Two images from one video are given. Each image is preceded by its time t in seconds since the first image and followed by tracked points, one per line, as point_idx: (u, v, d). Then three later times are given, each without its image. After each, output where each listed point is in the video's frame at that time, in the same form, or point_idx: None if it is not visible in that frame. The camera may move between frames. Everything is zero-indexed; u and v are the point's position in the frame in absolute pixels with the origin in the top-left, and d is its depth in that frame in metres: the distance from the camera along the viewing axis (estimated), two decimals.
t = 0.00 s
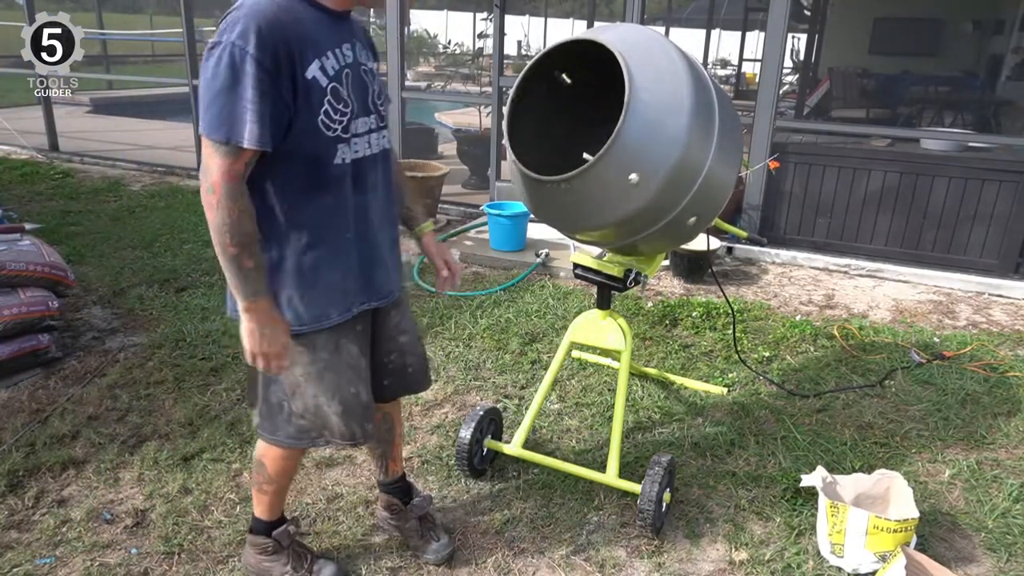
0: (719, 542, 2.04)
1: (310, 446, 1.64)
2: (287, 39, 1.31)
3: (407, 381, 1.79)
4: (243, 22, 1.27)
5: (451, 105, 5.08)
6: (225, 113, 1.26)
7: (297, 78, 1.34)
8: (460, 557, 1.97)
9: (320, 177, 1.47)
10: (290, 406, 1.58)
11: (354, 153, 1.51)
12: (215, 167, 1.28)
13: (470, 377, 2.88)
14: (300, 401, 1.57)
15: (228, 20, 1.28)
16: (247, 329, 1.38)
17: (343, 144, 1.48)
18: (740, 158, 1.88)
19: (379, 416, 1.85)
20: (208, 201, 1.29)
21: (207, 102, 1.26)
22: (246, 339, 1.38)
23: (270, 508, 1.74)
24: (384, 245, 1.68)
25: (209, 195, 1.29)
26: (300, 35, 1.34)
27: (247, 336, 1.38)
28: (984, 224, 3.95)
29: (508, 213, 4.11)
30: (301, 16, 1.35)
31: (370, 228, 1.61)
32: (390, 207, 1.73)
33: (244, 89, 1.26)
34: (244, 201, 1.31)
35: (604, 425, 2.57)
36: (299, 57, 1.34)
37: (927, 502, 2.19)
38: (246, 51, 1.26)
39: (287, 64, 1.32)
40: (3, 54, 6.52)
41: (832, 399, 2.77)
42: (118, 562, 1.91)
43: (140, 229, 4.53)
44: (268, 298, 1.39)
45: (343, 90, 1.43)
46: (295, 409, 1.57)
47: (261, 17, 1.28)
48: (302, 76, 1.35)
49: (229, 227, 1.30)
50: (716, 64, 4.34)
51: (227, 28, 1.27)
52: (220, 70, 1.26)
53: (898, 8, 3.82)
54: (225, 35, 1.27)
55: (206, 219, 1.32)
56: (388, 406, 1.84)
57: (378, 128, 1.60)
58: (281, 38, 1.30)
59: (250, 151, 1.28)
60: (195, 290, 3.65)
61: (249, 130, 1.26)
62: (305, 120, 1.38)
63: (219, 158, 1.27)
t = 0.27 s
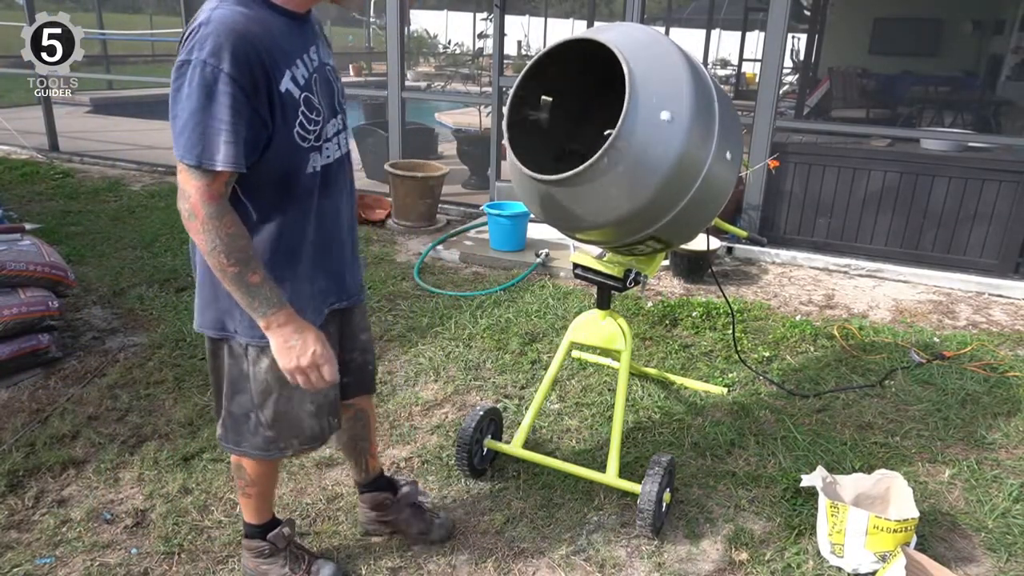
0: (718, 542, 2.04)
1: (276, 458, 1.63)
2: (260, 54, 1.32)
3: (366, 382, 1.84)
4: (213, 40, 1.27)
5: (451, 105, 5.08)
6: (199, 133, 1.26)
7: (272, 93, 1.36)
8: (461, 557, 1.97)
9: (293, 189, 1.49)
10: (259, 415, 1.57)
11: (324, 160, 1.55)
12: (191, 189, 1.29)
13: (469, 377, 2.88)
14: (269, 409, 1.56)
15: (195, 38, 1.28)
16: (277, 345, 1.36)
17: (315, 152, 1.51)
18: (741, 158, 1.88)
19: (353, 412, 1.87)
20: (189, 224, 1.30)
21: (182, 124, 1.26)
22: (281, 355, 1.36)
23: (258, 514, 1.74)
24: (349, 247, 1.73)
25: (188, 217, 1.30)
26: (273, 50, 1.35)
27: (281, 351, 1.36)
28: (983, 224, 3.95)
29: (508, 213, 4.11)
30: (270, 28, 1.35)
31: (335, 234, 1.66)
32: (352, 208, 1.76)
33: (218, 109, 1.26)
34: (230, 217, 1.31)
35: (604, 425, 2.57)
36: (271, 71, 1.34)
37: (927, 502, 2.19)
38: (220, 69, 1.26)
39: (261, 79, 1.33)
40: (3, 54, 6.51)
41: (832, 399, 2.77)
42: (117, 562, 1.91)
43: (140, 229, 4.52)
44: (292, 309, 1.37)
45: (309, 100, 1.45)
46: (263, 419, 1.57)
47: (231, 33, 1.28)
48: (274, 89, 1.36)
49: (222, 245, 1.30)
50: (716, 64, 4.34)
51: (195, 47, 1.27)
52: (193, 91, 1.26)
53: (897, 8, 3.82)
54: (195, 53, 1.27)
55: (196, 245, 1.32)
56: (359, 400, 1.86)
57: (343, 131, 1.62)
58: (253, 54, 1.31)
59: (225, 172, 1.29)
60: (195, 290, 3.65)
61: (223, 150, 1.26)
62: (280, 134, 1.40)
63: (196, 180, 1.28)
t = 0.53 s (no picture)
0: (718, 542, 2.04)
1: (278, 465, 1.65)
2: (270, 61, 1.32)
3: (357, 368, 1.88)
4: (223, 48, 1.27)
5: (451, 105, 5.08)
6: (212, 142, 1.26)
7: (279, 99, 1.36)
8: (461, 557, 1.97)
9: (293, 191, 1.51)
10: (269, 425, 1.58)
11: (319, 162, 1.57)
12: (201, 198, 1.29)
13: (469, 377, 2.88)
14: (280, 416, 1.58)
15: (204, 45, 1.27)
16: (225, 370, 1.39)
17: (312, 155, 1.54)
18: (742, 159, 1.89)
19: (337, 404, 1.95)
20: (194, 233, 1.30)
21: (195, 134, 1.26)
22: (223, 381, 1.40)
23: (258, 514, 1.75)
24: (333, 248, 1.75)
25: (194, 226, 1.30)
26: (279, 55, 1.35)
27: (226, 379, 1.40)
28: (983, 224, 3.95)
29: (508, 213, 4.11)
30: (274, 34, 1.36)
31: (323, 233, 1.69)
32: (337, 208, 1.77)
33: (234, 118, 1.27)
34: (235, 234, 1.32)
35: (604, 425, 2.57)
36: (278, 77, 1.35)
37: (927, 502, 2.19)
38: (235, 78, 1.27)
39: (270, 86, 1.33)
40: (2, 54, 6.51)
41: (832, 400, 2.77)
42: (118, 562, 1.91)
43: (141, 229, 4.52)
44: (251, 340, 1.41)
45: (306, 104, 1.46)
46: (273, 429, 1.59)
47: (241, 41, 1.28)
48: (281, 94, 1.36)
49: (220, 264, 1.31)
50: (716, 64, 4.34)
51: (205, 54, 1.27)
52: (207, 100, 1.26)
53: (898, 8, 3.82)
54: (206, 61, 1.26)
55: (193, 254, 1.32)
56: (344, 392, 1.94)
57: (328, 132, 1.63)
58: (262, 61, 1.31)
59: (238, 181, 1.29)
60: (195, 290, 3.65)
61: (242, 160, 1.27)
62: (285, 138, 1.42)
63: (207, 190, 1.28)
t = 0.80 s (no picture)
0: (718, 542, 2.04)
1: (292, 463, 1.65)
2: (280, 58, 1.33)
3: (342, 366, 1.89)
4: (235, 45, 1.26)
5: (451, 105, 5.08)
6: (226, 139, 1.26)
7: (287, 95, 1.36)
8: (461, 557, 1.97)
9: (301, 189, 1.50)
10: (285, 421, 1.59)
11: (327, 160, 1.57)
12: (213, 194, 1.29)
13: (469, 377, 2.88)
14: (296, 413, 1.59)
15: (216, 41, 1.27)
16: (253, 353, 1.41)
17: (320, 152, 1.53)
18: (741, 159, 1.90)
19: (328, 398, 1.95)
20: (205, 228, 1.30)
21: (207, 130, 1.26)
22: (253, 362, 1.41)
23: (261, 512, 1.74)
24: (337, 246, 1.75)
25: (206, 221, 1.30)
26: (289, 53, 1.35)
27: (250, 361, 1.41)
28: (984, 224, 3.95)
29: (508, 213, 4.11)
30: (284, 30, 1.36)
31: (329, 231, 1.68)
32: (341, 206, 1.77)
33: (247, 114, 1.27)
34: (245, 227, 1.33)
35: (604, 426, 2.57)
36: (287, 73, 1.35)
37: (927, 502, 2.19)
38: (249, 75, 1.27)
39: (279, 82, 1.33)
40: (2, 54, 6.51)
41: (832, 399, 2.77)
42: (118, 562, 1.91)
43: (141, 228, 4.53)
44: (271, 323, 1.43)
45: (316, 100, 1.46)
46: (289, 424, 1.59)
47: (253, 38, 1.28)
48: (290, 91, 1.36)
49: (235, 255, 1.32)
50: (716, 64, 4.34)
51: (217, 51, 1.26)
52: (219, 96, 1.26)
53: (898, 8, 3.82)
54: (218, 58, 1.26)
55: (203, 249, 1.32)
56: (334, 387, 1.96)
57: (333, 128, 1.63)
58: (273, 58, 1.31)
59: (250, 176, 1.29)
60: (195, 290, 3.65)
61: (253, 155, 1.27)
62: (293, 135, 1.42)
63: (217, 186, 1.28)
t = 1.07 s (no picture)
0: (718, 542, 2.04)
1: (292, 453, 1.65)
2: (291, 52, 1.33)
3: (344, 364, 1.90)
4: (247, 38, 1.27)
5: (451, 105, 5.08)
6: (242, 131, 1.27)
7: (298, 89, 1.37)
8: (461, 556, 1.97)
9: (309, 183, 1.51)
10: (283, 411, 1.58)
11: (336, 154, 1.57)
12: (230, 185, 1.29)
13: (469, 377, 2.88)
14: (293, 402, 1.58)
15: (227, 35, 1.27)
16: (299, 337, 1.42)
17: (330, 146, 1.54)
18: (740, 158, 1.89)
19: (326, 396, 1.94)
20: (226, 220, 1.31)
21: (221, 123, 1.26)
22: (302, 347, 1.43)
23: (263, 510, 1.74)
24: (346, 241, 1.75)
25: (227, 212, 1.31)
26: (299, 46, 1.36)
27: (298, 344, 1.42)
28: (984, 224, 3.95)
29: (508, 213, 4.11)
30: (294, 24, 1.37)
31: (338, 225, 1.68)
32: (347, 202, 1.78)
33: (258, 106, 1.28)
34: (268, 215, 1.33)
35: (604, 426, 2.57)
36: (298, 67, 1.36)
37: (927, 502, 2.19)
38: (260, 68, 1.28)
39: (290, 75, 1.34)
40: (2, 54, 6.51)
41: (831, 399, 2.77)
42: (118, 561, 1.91)
43: (141, 229, 4.53)
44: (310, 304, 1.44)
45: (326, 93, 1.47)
46: (286, 414, 1.58)
47: (264, 32, 1.29)
48: (301, 84, 1.37)
49: (260, 243, 1.32)
50: (716, 64, 4.34)
51: (229, 44, 1.27)
52: (232, 89, 1.26)
53: (898, 8, 3.83)
54: (231, 51, 1.27)
55: (230, 239, 1.33)
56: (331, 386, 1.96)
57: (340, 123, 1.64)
58: (284, 51, 1.32)
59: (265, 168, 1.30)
60: (195, 290, 3.65)
61: (268, 146, 1.28)
62: (303, 128, 1.42)
63: (234, 177, 1.29)
